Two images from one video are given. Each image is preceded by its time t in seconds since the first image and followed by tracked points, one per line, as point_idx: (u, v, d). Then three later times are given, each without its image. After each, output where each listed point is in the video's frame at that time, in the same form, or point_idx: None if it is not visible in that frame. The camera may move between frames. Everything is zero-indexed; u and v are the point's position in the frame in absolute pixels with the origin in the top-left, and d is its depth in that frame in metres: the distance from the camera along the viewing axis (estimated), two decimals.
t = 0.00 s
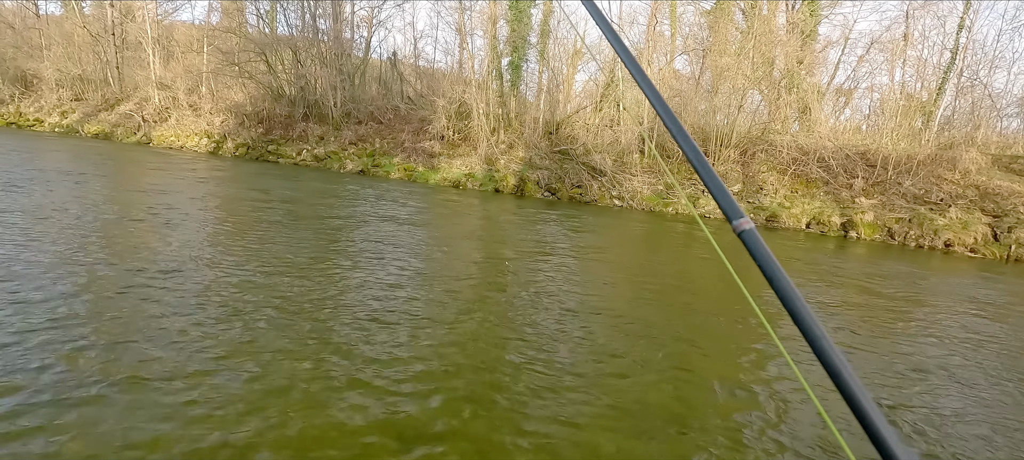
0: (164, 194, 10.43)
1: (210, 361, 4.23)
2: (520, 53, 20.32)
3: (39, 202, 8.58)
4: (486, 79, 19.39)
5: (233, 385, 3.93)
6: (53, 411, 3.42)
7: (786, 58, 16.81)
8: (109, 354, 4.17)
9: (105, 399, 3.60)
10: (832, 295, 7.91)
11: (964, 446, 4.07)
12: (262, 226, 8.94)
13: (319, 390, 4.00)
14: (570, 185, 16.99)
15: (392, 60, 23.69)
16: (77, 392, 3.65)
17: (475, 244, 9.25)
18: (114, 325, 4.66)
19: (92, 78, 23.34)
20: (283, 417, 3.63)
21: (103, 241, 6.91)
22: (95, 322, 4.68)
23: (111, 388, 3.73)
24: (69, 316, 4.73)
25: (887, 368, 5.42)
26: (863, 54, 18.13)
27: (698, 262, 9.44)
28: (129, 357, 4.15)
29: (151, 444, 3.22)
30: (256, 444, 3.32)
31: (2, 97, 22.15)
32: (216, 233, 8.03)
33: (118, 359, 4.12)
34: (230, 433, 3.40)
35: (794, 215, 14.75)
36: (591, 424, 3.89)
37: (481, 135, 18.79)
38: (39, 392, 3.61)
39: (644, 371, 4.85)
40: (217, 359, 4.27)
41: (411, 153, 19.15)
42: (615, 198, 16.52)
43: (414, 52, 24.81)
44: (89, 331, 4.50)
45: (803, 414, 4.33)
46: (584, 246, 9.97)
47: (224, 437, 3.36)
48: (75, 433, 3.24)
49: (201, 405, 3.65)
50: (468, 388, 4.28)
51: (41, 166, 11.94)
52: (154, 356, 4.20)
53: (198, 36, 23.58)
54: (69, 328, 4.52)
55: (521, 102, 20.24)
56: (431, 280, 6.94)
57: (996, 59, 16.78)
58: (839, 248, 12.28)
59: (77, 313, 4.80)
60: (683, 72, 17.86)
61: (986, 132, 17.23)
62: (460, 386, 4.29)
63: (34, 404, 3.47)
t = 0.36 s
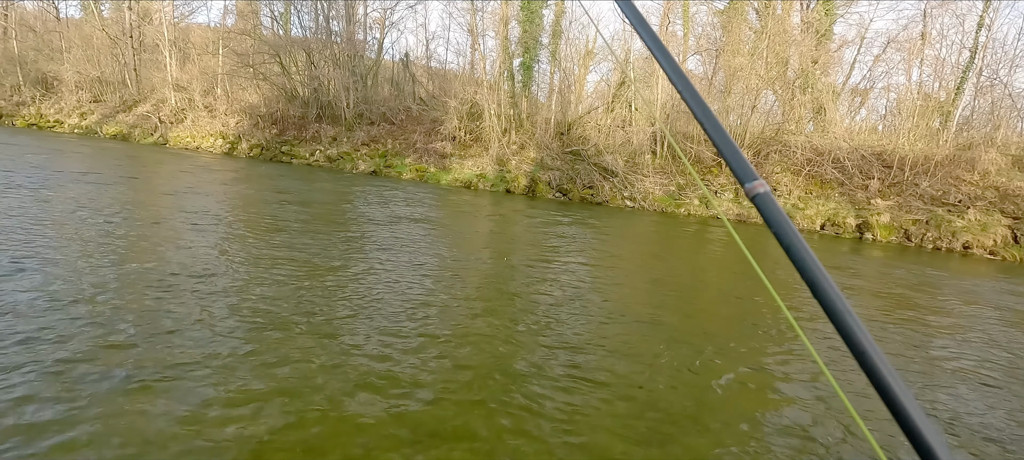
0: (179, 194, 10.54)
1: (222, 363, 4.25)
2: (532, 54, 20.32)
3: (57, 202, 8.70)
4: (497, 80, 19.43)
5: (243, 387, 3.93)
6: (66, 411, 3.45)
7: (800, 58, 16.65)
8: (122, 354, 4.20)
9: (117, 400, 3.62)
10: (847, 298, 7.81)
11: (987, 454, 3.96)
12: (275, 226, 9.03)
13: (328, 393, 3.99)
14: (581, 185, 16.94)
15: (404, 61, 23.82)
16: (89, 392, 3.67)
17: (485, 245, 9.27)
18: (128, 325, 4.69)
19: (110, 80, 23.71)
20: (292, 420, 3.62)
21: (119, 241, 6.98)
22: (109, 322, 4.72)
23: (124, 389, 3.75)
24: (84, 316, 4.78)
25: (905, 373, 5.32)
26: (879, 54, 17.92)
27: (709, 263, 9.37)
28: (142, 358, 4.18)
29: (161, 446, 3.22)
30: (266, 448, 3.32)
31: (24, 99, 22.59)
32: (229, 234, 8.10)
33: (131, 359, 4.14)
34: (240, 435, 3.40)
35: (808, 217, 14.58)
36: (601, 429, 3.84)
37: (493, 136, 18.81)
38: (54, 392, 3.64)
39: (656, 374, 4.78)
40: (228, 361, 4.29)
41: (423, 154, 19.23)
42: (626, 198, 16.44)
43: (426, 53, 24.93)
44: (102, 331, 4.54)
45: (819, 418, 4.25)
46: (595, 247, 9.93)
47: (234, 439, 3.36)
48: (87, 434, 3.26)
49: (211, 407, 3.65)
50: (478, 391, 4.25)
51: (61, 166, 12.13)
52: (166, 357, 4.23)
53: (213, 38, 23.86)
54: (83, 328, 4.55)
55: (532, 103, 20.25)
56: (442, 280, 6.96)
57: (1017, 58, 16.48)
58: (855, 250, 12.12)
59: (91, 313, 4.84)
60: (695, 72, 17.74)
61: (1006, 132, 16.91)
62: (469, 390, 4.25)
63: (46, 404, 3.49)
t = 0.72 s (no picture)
0: (192, 196, 10.67)
1: (231, 361, 4.30)
2: (542, 55, 20.32)
3: (73, 204, 8.85)
4: (507, 81, 19.45)
5: (253, 386, 3.97)
6: (78, 407, 3.51)
7: (813, 58, 16.48)
8: (135, 353, 4.26)
9: (129, 398, 3.67)
10: (860, 300, 7.74)
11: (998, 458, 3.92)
12: (287, 227, 9.12)
13: (337, 392, 4.03)
14: (591, 187, 16.89)
15: (415, 63, 23.92)
16: (103, 390, 3.73)
17: (495, 246, 9.31)
18: (141, 324, 4.76)
19: (126, 82, 24.04)
20: (302, 419, 3.66)
21: (132, 242, 7.09)
22: (122, 321, 4.79)
23: (136, 387, 3.80)
24: (98, 316, 4.85)
25: (918, 376, 5.26)
26: (894, 54, 17.70)
27: (720, 265, 9.33)
28: (154, 356, 4.24)
29: (172, 443, 3.27)
30: (274, 445, 3.35)
31: (42, 102, 22.98)
32: (241, 234, 8.19)
33: (143, 358, 4.20)
34: (247, 432, 3.44)
35: (821, 219, 14.43)
36: (610, 429, 3.85)
37: (503, 137, 18.82)
38: (68, 389, 3.70)
39: (665, 375, 4.79)
40: (238, 360, 4.34)
41: (434, 155, 19.29)
42: (637, 200, 16.38)
43: (437, 55, 25.02)
44: (116, 330, 4.61)
45: (830, 419, 4.24)
46: (605, 248, 9.93)
47: (244, 437, 3.40)
48: (98, 429, 3.32)
49: (221, 406, 3.69)
50: (486, 391, 4.26)
51: (77, 168, 12.33)
52: (178, 355, 4.29)
53: (227, 41, 24.12)
54: (97, 327, 4.63)
55: (543, 104, 20.25)
56: (451, 281, 7.00)
57: None
58: (868, 252, 11.99)
59: (105, 312, 4.93)
60: (706, 73, 17.63)
61: None
62: (477, 390, 4.27)
63: (62, 401, 3.56)
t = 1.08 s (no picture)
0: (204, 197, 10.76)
1: (242, 360, 4.35)
2: (551, 56, 20.30)
3: (86, 205, 8.95)
4: (516, 82, 19.42)
5: (265, 387, 3.99)
6: (92, 404, 3.57)
7: (824, 58, 16.33)
8: (147, 354, 4.28)
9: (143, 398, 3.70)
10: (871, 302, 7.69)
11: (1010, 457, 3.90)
12: (298, 228, 9.19)
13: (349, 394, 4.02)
14: (600, 188, 16.83)
15: (424, 64, 24.00)
16: (118, 389, 3.78)
17: (504, 246, 9.33)
18: (153, 325, 4.80)
19: (139, 84, 24.30)
20: (313, 420, 3.66)
21: (146, 243, 7.16)
22: (135, 322, 4.83)
23: (150, 388, 3.82)
24: (112, 316, 4.90)
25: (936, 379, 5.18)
26: (907, 53, 17.50)
27: (731, 265, 9.31)
28: (166, 357, 4.25)
29: (187, 444, 3.28)
30: (287, 444, 3.38)
31: (56, 104, 23.27)
32: (251, 236, 8.26)
33: (156, 359, 4.22)
34: (258, 429, 3.50)
35: (833, 220, 14.30)
36: (625, 430, 3.84)
37: (511, 138, 18.80)
38: (82, 389, 3.73)
39: (679, 375, 4.79)
40: (250, 362, 4.34)
41: (443, 156, 19.33)
42: (646, 201, 16.32)
43: (445, 56, 25.08)
44: (128, 331, 4.64)
45: (847, 422, 4.19)
46: (614, 249, 9.93)
47: (256, 438, 3.40)
48: (113, 426, 3.38)
49: (232, 406, 3.71)
50: (497, 394, 4.24)
51: (91, 170, 12.48)
52: (190, 354, 4.35)
53: (238, 43, 24.31)
54: (109, 328, 4.66)
55: (551, 105, 20.22)
56: (460, 281, 7.04)
57: None
58: (881, 253, 11.87)
59: (118, 312, 4.99)
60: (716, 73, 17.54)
61: None
62: (489, 392, 4.25)
63: (76, 400, 3.60)
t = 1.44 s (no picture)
0: (215, 198, 10.88)
1: (253, 358, 4.42)
2: (559, 57, 20.30)
3: (100, 206, 9.07)
4: (524, 84, 19.44)
5: (276, 387, 4.02)
6: (106, 403, 3.63)
7: (834, 59, 16.21)
8: (160, 353, 4.35)
9: (155, 397, 3.74)
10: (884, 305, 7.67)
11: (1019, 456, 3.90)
12: (309, 229, 9.28)
13: (358, 395, 4.04)
14: (608, 189, 16.82)
15: (432, 66, 24.10)
16: (133, 386, 3.85)
17: (513, 248, 9.36)
18: (166, 325, 4.85)
19: (151, 86, 24.57)
20: (323, 420, 3.68)
21: (158, 244, 7.24)
22: (148, 322, 4.89)
23: (162, 387, 3.87)
24: (125, 316, 4.97)
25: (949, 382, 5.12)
26: (919, 54, 17.33)
27: (741, 266, 9.29)
28: (178, 357, 4.30)
29: (198, 443, 3.31)
30: (297, 440, 3.43)
31: (69, 106, 23.55)
32: (262, 236, 8.34)
33: (167, 358, 4.27)
34: (272, 425, 3.56)
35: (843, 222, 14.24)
36: (633, 430, 3.84)
37: (519, 139, 18.82)
38: (97, 388, 3.79)
39: (689, 374, 4.82)
40: (262, 360, 4.41)
41: (451, 157, 19.38)
42: (655, 202, 16.30)
43: (453, 57, 25.17)
44: (141, 331, 4.70)
45: (858, 424, 4.16)
46: (623, 250, 9.94)
47: (269, 435, 3.47)
48: (128, 423, 3.45)
49: (244, 403, 3.78)
50: (506, 394, 4.25)
51: (104, 171, 12.64)
52: (202, 353, 4.41)
53: (248, 45, 24.51)
54: (123, 328, 4.72)
55: (559, 106, 20.24)
56: (470, 282, 7.08)
57: None
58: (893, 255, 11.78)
59: (131, 312, 5.07)
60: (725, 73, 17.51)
61: None
62: (498, 393, 4.26)
63: (92, 398, 3.67)
